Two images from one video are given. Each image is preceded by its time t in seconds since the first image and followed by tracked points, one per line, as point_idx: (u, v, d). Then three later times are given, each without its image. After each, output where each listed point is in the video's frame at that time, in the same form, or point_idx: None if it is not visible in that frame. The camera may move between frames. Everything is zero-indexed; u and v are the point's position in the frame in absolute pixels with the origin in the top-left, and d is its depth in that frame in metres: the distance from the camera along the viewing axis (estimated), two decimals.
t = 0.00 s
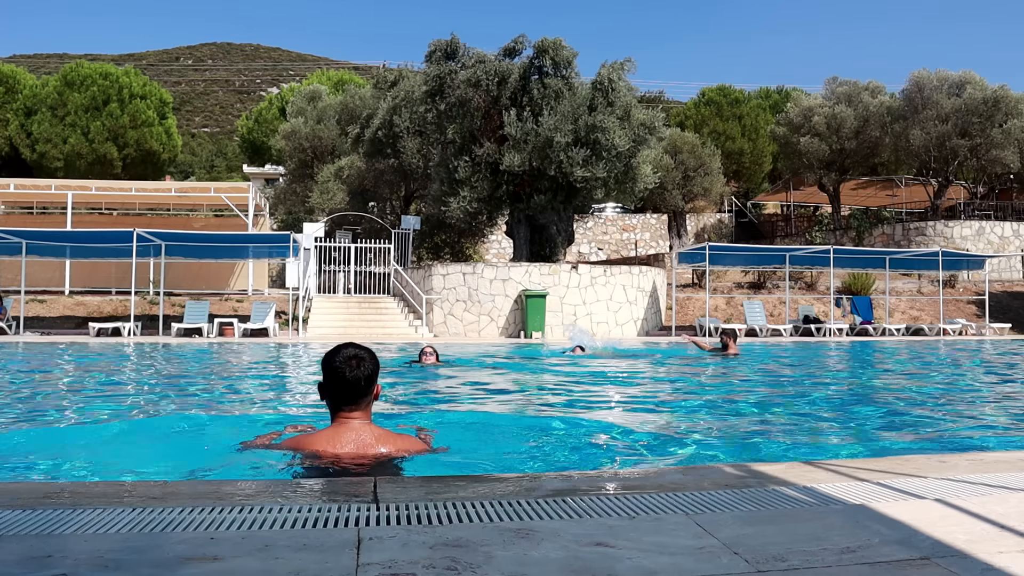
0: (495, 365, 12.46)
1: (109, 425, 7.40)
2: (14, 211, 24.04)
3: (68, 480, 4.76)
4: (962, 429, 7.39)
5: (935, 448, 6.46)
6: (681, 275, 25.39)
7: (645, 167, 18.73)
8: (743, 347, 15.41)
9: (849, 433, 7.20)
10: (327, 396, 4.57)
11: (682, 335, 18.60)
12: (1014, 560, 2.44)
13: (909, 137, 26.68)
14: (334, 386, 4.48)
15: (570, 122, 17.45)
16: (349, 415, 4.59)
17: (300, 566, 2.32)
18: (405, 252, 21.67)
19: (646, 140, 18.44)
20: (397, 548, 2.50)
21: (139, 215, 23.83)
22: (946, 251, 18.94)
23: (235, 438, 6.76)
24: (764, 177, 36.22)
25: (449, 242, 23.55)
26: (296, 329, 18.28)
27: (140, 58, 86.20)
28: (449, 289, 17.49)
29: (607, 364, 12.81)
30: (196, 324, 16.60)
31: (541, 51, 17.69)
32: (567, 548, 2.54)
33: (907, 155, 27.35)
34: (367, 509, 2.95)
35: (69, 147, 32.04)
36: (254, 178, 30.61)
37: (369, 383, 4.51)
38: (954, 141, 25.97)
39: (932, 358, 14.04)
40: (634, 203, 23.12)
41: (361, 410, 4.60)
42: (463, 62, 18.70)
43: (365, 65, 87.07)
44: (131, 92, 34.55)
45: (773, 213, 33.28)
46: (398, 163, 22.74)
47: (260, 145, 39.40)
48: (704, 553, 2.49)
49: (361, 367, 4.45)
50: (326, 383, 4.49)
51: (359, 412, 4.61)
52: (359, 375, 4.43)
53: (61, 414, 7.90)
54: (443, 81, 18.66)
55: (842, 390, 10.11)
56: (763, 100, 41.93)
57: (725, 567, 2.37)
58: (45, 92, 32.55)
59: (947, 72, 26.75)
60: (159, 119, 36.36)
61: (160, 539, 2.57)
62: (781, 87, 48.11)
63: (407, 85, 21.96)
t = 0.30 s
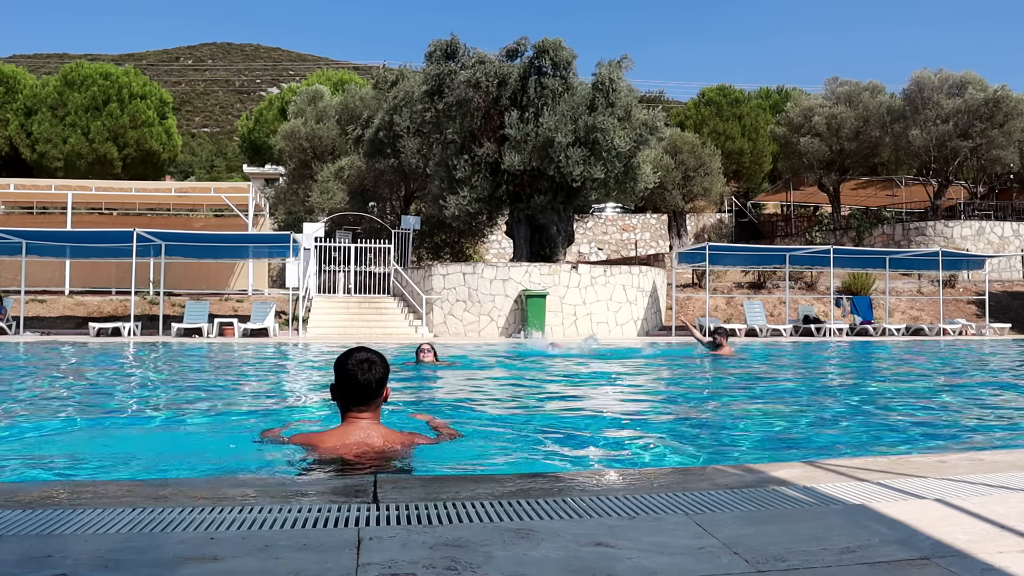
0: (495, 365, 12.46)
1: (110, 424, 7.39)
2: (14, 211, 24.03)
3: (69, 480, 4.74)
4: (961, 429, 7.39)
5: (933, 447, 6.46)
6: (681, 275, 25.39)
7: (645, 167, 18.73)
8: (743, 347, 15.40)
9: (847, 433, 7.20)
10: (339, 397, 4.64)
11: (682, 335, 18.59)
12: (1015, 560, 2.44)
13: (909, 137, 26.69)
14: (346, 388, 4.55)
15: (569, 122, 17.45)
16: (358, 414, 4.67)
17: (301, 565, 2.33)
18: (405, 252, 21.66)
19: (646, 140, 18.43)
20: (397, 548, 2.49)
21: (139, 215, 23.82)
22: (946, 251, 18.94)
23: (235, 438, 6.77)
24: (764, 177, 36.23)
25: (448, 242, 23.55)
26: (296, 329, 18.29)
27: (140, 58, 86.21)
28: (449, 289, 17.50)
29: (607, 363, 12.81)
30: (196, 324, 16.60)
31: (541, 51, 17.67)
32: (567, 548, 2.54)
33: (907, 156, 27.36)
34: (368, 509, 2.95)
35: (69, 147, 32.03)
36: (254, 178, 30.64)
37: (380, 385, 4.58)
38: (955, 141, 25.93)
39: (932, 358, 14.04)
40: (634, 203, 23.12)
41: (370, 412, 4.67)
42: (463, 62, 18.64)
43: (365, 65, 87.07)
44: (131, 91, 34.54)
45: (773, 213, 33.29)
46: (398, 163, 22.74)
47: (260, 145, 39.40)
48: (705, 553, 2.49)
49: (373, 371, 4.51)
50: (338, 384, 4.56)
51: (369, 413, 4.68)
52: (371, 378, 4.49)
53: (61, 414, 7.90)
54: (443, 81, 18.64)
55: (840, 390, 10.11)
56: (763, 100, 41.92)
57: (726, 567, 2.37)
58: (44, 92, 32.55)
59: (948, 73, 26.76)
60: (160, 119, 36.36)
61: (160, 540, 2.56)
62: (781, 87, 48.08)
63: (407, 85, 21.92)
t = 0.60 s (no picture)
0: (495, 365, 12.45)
1: (109, 424, 7.38)
2: (14, 211, 24.02)
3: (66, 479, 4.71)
4: (963, 429, 7.37)
5: (934, 448, 6.45)
6: (681, 275, 25.39)
7: (645, 167, 18.73)
8: (743, 347, 15.40)
9: (848, 433, 7.20)
10: (345, 396, 4.70)
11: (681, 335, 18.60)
12: (1014, 560, 2.44)
13: (909, 137, 26.71)
14: (351, 387, 4.61)
15: (570, 122, 17.44)
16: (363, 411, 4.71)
17: (301, 566, 2.33)
18: (405, 252, 21.65)
19: (647, 141, 18.42)
20: (397, 548, 2.50)
21: (139, 215, 23.82)
22: (946, 251, 18.94)
23: (234, 438, 6.75)
24: (764, 177, 36.23)
25: (448, 242, 23.57)
26: (296, 329, 18.29)
27: (140, 58, 86.21)
28: (449, 289, 17.50)
29: (608, 364, 12.80)
30: (196, 324, 16.59)
31: (541, 51, 17.64)
32: (567, 547, 2.54)
33: (907, 156, 27.39)
34: (368, 509, 2.95)
35: (69, 147, 32.04)
36: (254, 178, 30.67)
37: (383, 385, 4.63)
38: (955, 141, 25.91)
39: (933, 358, 14.03)
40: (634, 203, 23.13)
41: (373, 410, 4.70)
42: (463, 62, 18.62)
43: (365, 65, 87.10)
44: (131, 92, 34.52)
45: (773, 213, 33.29)
46: (398, 163, 22.73)
47: (260, 145, 39.41)
48: (705, 553, 2.49)
49: (377, 370, 4.56)
50: (344, 382, 4.62)
51: (374, 411, 4.73)
52: (375, 377, 4.54)
53: (59, 414, 7.89)
54: (443, 81, 18.62)
55: (841, 390, 10.10)
56: (763, 100, 41.93)
57: (726, 567, 2.37)
58: (45, 92, 32.57)
59: (947, 73, 26.82)
60: (160, 119, 36.35)
61: (160, 539, 2.56)
62: (781, 87, 48.07)
63: (406, 85, 21.91)
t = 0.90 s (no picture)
0: (495, 365, 12.46)
1: (109, 425, 7.37)
2: (14, 211, 24.02)
3: (66, 480, 4.69)
4: (965, 429, 7.36)
5: (937, 449, 6.45)
6: (681, 275, 25.38)
7: (645, 167, 18.73)
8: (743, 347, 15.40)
9: (850, 434, 7.19)
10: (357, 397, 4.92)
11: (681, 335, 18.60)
12: (1015, 560, 2.44)
13: (908, 137, 26.75)
14: (361, 387, 4.84)
15: (570, 122, 17.44)
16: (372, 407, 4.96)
17: (301, 566, 2.33)
18: (405, 252, 21.64)
19: (647, 141, 18.40)
20: (397, 548, 2.49)
21: (139, 215, 23.83)
22: (946, 251, 18.93)
23: (232, 438, 6.76)
24: (764, 177, 36.22)
25: (449, 242, 23.56)
26: (296, 329, 18.29)
27: (140, 58, 86.17)
28: (449, 289, 17.49)
29: (608, 364, 12.79)
30: (196, 324, 16.60)
31: (541, 51, 17.64)
32: (567, 548, 2.54)
33: (907, 155, 27.41)
34: (369, 509, 2.95)
35: (69, 147, 32.03)
36: (254, 178, 30.69)
37: (391, 381, 4.89)
38: (955, 140, 25.84)
39: (932, 358, 14.03)
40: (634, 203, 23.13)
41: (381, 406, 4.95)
42: (463, 62, 18.62)
43: (365, 65, 87.08)
44: (131, 92, 34.50)
45: (773, 213, 33.29)
46: (398, 163, 22.71)
47: (260, 145, 39.40)
48: (704, 553, 2.49)
49: (384, 369, 4.82)
50: (354, 383, 4.84)
51: (382, 409, 4.98)
52: (383, 374, 4.80)
53: (59, 414, 7.89)
54: (442, 82, 18.61)
55: (842, 390, 10.09)
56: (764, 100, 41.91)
57: (726, 567, 2.37)
58: (45, 93, 32.56)
59: (947, 73, 26.89)
60: (160, 119, 36.34)
61: (160, 540, 2.56)
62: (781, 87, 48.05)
63: (406, 85, 21.90)
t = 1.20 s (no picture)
0: (495, 365, 12.47)
1: (110, 425, 7.37)
2: (14, 211, 24.01)
3: (66, 480, 4.69)
4: (964, 429, 7.38)
5: (936, 448, 6.46)
6: (681, 275, 25.38)
7: (645, 167, 18.74)
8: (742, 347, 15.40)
9: (850, 433, 7.19)
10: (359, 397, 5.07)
11: (681, 335, 18.61)
12: (1014, 560, 2.44)
13: (909, 138, 26.80)
14: (363, 388, 4.97)
15: (570, 121, 17.45)
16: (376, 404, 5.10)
17: (301, 566, 2.33)
18: (405, 252, 21.65)
19: (646, 140, 18.42)
20: (397, 548, 2.50)
21: (139, 215, 23.83)
22: (946, 251, 18.94)
23: (234, 438, 6.76)
24: (764, 177, 36.22)
25: (448, 242, 23.58)
26: (296, 329, 18.29)
27: (140, 58, 86.18)
28: (449, 289, 17.50)
29: (608, 364, 12.78)
30: (196, 324, 16.61)
31: (541, 50, 17.66)
32: (567, 547, 2.54)
33: (907, 156, 27.45)
34: (369, 509, 2.96)
35: (69, 147, 32.03)
36: (254, 177, 30.73)
37: (393, 383, 5.01)
38: (954, 141, 25.88)
39: (933, 358, 14.03)
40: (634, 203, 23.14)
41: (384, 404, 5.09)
42: (463, 62, 18.63)
43: (365, 65, 87.08)
44: (131, 92, 34.49)
45: (773, 213, 33.29)
46: (398, 163, 22.71)
47: (260, 145, 39.40)
48: (704, 553, 2.49)
49: (386, 371, 4.94)
50: (356, 383, 4.97)
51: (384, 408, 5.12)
52: (384, 376, 4.92)
53: (60, 414, 7.90)
54: (442, 82, 18.62)
55: (841, 390, 10.10)
56: (763, 100, 41.92)
57: (725, 567, 2.37)
58: (45, 93, 32.58)
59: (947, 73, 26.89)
60: (160, 119, 36.33)
61: (160, 539, 2.56)
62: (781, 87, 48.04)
63: (406, 85, 21.90)
